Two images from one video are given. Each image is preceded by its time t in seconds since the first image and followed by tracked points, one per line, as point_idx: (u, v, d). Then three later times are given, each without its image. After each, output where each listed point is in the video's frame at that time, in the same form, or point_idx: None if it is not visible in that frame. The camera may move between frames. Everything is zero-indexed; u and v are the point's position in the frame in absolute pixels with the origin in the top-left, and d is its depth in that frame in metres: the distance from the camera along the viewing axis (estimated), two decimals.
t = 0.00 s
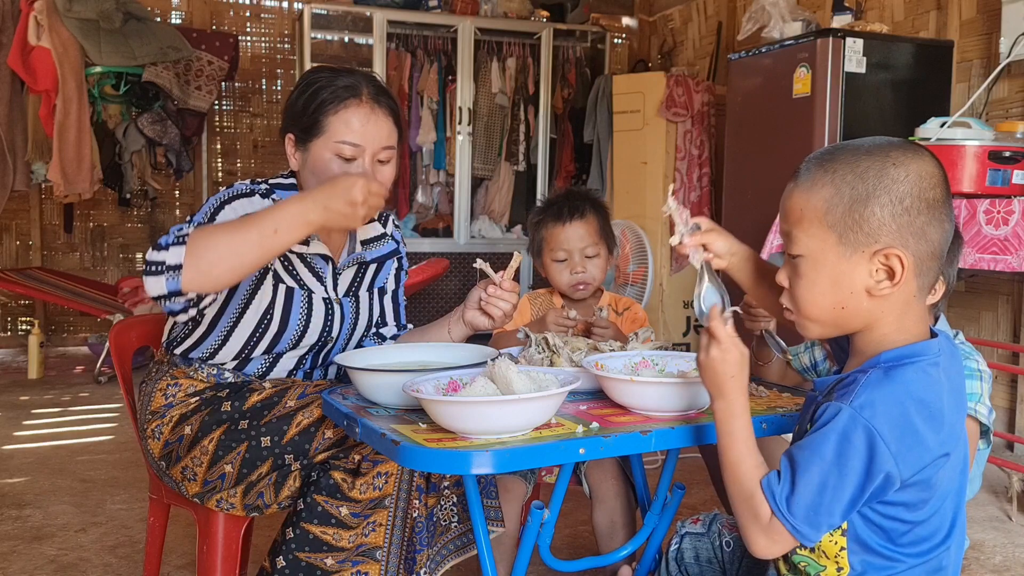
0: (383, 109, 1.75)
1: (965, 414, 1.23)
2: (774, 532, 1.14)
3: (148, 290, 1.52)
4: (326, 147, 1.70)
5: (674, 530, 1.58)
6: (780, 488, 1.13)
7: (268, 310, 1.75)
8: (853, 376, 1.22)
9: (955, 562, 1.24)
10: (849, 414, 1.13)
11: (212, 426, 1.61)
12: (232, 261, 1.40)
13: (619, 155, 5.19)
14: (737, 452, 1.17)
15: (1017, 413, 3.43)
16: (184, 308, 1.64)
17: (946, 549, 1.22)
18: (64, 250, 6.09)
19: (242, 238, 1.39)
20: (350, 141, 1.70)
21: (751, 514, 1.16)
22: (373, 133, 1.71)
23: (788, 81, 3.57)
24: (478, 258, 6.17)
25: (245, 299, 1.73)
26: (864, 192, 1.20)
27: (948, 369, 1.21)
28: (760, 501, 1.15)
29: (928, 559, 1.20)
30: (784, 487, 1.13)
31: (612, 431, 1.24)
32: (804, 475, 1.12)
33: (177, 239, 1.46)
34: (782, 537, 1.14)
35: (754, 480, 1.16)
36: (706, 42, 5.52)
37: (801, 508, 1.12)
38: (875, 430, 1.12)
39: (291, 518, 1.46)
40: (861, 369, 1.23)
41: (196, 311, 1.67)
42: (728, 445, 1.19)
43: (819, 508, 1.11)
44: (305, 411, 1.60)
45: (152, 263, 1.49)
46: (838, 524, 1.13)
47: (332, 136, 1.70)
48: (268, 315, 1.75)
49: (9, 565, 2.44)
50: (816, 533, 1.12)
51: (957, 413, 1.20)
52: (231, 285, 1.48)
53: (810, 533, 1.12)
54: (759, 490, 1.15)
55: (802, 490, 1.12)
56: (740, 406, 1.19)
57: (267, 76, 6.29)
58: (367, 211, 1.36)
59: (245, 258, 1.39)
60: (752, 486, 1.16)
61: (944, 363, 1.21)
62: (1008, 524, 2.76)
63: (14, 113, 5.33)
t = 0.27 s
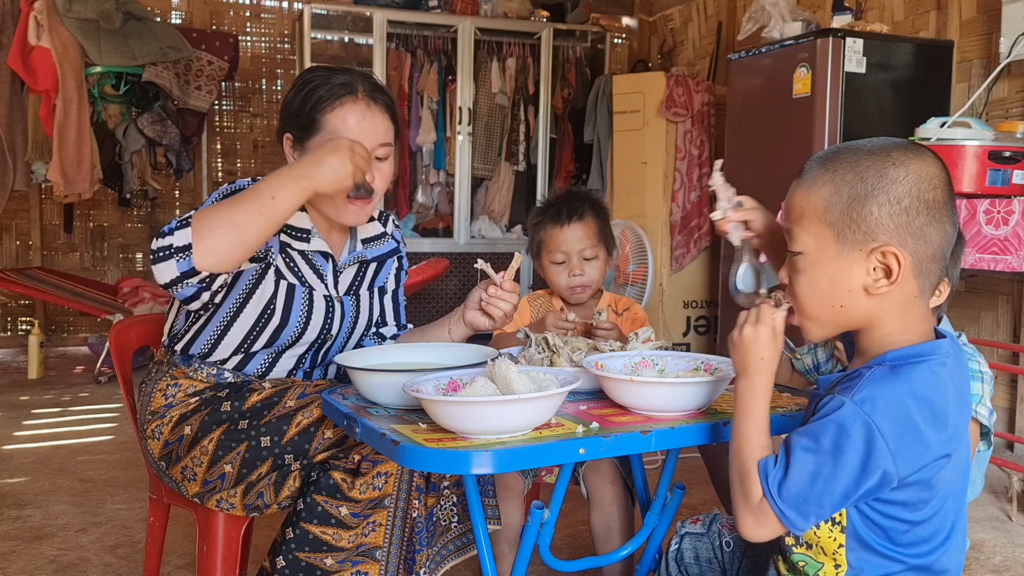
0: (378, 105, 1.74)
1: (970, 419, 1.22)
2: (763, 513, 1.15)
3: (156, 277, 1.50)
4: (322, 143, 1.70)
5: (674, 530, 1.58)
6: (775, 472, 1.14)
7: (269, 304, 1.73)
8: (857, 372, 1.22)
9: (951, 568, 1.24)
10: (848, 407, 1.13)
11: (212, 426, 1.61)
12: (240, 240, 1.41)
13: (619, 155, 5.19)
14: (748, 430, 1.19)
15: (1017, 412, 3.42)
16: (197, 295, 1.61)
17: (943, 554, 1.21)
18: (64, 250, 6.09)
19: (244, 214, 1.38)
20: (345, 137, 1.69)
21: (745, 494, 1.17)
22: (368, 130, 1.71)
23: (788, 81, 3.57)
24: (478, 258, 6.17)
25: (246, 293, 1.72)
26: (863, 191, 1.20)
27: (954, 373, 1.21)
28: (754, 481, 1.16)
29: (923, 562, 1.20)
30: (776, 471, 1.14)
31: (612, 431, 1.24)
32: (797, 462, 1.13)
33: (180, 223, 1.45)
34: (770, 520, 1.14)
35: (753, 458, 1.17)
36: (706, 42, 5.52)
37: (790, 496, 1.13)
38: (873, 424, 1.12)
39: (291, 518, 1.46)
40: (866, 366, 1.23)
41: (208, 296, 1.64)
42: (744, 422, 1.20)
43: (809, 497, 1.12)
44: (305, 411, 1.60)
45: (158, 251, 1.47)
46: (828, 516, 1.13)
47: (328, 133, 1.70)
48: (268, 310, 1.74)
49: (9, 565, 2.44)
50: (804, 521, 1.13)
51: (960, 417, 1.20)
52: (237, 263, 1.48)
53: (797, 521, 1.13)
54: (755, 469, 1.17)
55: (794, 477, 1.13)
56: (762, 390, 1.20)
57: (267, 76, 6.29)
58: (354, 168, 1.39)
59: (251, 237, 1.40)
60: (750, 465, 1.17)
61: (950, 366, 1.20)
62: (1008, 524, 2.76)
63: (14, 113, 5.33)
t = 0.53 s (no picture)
0: (384, 105, 1.76)
1: (969, 424, 1.21)
2: (755, 510, 1.15)
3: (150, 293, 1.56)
4: (326, 143, 1.71)
5: (674, 530, 1.58)
6: (769, 467, 1.15)
7: (269, 305, 1.75)
8: (856, 371, 1.22)
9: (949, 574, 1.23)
10: (845, 406, 1.13)
11: (212, 426, 1.61)
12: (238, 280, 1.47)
13: (619, 155, 5.19)
14: (749, 428, 1.19)
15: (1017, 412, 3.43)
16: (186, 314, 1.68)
17: (941, 561, 1.20)
18: (64, 250, 6.09)
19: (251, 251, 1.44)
20: (351, 137, 1.70)
21: (740, 488, 1.18)
22: (373, 129, 1.72)
23: (788, 81, 3.57)
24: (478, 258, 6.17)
25: (246, 297, 1.74)
26: (863, 189, 1.20)
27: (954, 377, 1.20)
28: (749, 476, 1.17)
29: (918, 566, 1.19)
30: (770, 466, 1.15)
31: (612, 431, 1.24)
32: (791, 458, 1.13)
33: (179, 250, 1.53)
34: (762, 516, 1.15)
35: (750, 452, 1.18)
36: (706, 42, 5.52)
37: (783, 492, 1.13)
38: (868, 424, 1.12)
39: (291, 518, 1.46)
40: (865, 366, 1.23)
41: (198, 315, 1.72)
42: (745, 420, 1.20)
43: (801, 493, 1.12)
44: (305, 410, 1.60)
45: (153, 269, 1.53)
46: (821, 514, 1.13)
47: (333, 133, 1.70)
48: (268, 309, 1.75)
49: (9, 565, 2.44)
50: (796, 517, 1.13)
51: (960, 422, 1.19)
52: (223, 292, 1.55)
53: (789, 516, 1.13)
54: (752, 464, 1.17)
55: (788, 473, 1.13)
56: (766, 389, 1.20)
57: (267, 76, 6.28)
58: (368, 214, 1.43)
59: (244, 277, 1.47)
60: (745, 459, 1.18)
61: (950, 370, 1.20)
62: (1008, 524, 2.76)
63: (14, 113, 5.34)
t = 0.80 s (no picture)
0: (386, 104, 1.76)
1: (969, 425, 1.20)
2: (750, 511, 1.17)
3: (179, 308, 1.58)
4: (328, 143, 1.71)
5: (674, 530, 1.58)
6: (763, 467, 1.17)
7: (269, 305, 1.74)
8: (850, 372, 1.22)
9: None
10: (837, 407, 1.14)
11: (212, 426, 1.61)
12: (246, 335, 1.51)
13: (619, 155, 5.18)
14: (745, 429, 1.21)
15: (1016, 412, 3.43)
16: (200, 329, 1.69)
17: (943, 562, 1.20)
18: (64, 250, 6.09)
19: (260, 326, 1.44)
20: (353, 136, 1.71)
21: (736, 491, 1.20)
22: (375, 128, 1.72)
23: (788, 81, 3.57)
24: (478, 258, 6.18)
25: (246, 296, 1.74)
26: (857, 190, 1.21)
27: (951, 376, 1.20)
28: (744, 478, 1.19)
29: (920, 568, 1.19)
30: (764, 468, 1.16)
31: (612, 431, 1.24)
32: (784, 460, 1.14)
33: (214, 277, 1.54)
34: (758, 518, 1.17)
35: (745, 456, 1.20)
36: (706, 42, 5.52)
37: (777, 493, 1.14)
38: (861, 424, 1.12)
39: (291, 518, 1.46)
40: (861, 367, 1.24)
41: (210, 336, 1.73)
42: (742, 422, 1.23)
43: (795, 495, 1.13)
44: (305, 410, 1.60)
45: (186, 288, 1.55)
46: (816, 515, 1.14)
47: (335, 132, 1.71)
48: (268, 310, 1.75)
49: (9, 565, 2.44)
50: (791, 519, 1.14)
51: (958, 422, 1.18)
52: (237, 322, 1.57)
53: (784, 518, 1.14)
54: (747, 466, 1.20)
55: (781, 475, 1.14)
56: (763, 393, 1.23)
57: (267, 76, 6.28)
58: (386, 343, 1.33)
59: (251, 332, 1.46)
60: (741, 462, 1.20)
61: (947, 369, 1.19)
62: (1008, 524, 2.76)
63: (14, 113, 5.34)
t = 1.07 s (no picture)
0: (393, 107, 1.76)
1: (965, 423, 1.20)
2: (748, 513, 1.17)
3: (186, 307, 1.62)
4: (334, 144, 1.72)
5: (674, 530, 1.58)
6: (760, 469, 1.17)
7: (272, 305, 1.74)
8: (844, 372, 1.22)
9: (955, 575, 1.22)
10: (831, 409, 1.14)
11: (213, 426, 1.61)
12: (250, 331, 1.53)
13: (619, 155, 5.18)
14: (741, 429, 1.22)
15: (1017, 412, 3.43)
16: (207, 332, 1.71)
17: (943, 561, 1.20)
18: (64, 250, 6.09)
19: (257, 318, 1.46)
20: (358, 138, 1.71)
21: (732, 492, 1.20)
22: (381, 130, 1.72)
23: (788, 81, 3.57)
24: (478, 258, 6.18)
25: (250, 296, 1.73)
26: (844, 192, 1.22)
27: (947, 376, 1.19)
28: (740, 480, 1.19)
29: (920, 567, 1.19)
30: (760, 470, 1.17)
31: (612, 431, 1.24)
32: (779, 461, 1.15)
33: (215, 272, 1.57)
34: (754, 519, 1.17)
35: (741, 457, 1.21)
36: (706, 42, 5.52)
37: (774, 495, 1.15)
38: (855, 425, 1.12)
39: (291, 518, 1.46)
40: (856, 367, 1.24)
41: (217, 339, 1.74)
42: (738, 424, 1.23)
43: (791, 496, 1.14)
44: (305, 411, 1.60)
45: (190, 286, 1.59)
46: (813, 516, 1.14)
47: (340, 132, 1.71)
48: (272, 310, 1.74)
49: (9, 565, 2.44)
50: (789, 521, 1.15)
51: (954, 422, 1.18)
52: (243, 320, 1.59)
53: (781, 519, 1.15)
54: (743, 469, 1.20)
55: (777, 477, 1.15)
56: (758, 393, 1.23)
57: (267, 76, 6.29)
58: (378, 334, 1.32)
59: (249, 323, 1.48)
60: (737, 463, 1.21)
61: (941, 368, 1.19)
62: (1008, 524, 2.76)
63: (14, 113, 5.34)
